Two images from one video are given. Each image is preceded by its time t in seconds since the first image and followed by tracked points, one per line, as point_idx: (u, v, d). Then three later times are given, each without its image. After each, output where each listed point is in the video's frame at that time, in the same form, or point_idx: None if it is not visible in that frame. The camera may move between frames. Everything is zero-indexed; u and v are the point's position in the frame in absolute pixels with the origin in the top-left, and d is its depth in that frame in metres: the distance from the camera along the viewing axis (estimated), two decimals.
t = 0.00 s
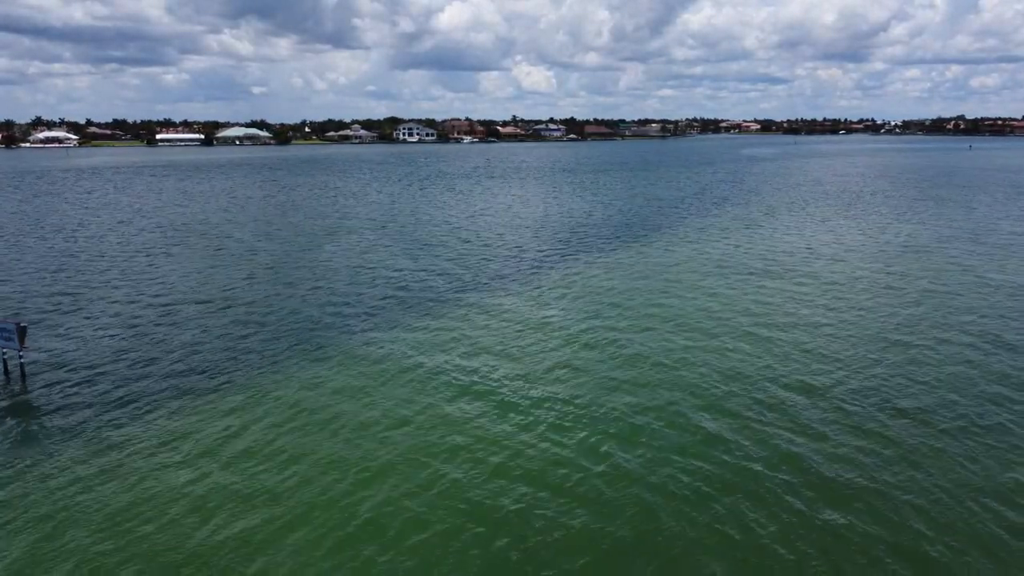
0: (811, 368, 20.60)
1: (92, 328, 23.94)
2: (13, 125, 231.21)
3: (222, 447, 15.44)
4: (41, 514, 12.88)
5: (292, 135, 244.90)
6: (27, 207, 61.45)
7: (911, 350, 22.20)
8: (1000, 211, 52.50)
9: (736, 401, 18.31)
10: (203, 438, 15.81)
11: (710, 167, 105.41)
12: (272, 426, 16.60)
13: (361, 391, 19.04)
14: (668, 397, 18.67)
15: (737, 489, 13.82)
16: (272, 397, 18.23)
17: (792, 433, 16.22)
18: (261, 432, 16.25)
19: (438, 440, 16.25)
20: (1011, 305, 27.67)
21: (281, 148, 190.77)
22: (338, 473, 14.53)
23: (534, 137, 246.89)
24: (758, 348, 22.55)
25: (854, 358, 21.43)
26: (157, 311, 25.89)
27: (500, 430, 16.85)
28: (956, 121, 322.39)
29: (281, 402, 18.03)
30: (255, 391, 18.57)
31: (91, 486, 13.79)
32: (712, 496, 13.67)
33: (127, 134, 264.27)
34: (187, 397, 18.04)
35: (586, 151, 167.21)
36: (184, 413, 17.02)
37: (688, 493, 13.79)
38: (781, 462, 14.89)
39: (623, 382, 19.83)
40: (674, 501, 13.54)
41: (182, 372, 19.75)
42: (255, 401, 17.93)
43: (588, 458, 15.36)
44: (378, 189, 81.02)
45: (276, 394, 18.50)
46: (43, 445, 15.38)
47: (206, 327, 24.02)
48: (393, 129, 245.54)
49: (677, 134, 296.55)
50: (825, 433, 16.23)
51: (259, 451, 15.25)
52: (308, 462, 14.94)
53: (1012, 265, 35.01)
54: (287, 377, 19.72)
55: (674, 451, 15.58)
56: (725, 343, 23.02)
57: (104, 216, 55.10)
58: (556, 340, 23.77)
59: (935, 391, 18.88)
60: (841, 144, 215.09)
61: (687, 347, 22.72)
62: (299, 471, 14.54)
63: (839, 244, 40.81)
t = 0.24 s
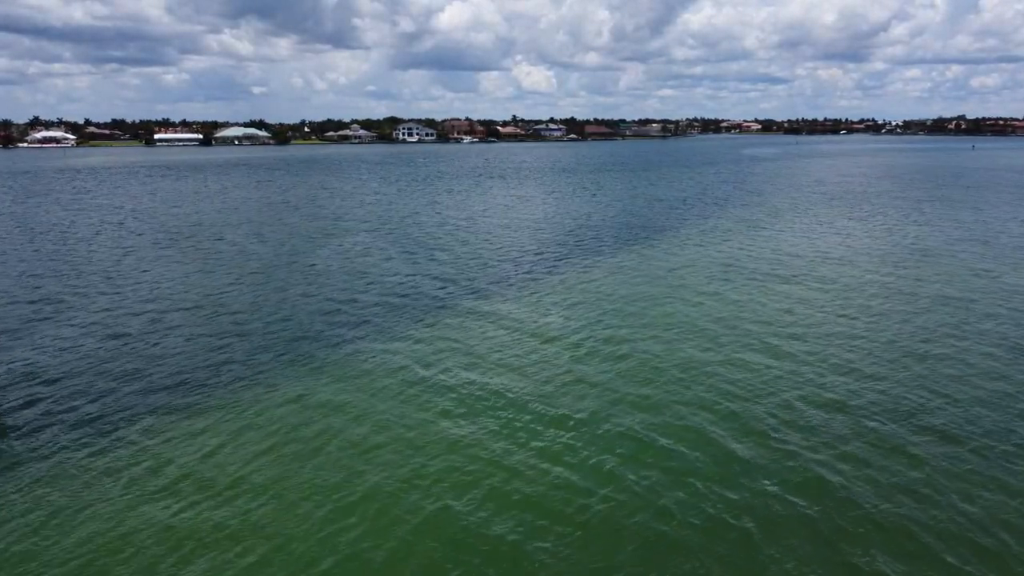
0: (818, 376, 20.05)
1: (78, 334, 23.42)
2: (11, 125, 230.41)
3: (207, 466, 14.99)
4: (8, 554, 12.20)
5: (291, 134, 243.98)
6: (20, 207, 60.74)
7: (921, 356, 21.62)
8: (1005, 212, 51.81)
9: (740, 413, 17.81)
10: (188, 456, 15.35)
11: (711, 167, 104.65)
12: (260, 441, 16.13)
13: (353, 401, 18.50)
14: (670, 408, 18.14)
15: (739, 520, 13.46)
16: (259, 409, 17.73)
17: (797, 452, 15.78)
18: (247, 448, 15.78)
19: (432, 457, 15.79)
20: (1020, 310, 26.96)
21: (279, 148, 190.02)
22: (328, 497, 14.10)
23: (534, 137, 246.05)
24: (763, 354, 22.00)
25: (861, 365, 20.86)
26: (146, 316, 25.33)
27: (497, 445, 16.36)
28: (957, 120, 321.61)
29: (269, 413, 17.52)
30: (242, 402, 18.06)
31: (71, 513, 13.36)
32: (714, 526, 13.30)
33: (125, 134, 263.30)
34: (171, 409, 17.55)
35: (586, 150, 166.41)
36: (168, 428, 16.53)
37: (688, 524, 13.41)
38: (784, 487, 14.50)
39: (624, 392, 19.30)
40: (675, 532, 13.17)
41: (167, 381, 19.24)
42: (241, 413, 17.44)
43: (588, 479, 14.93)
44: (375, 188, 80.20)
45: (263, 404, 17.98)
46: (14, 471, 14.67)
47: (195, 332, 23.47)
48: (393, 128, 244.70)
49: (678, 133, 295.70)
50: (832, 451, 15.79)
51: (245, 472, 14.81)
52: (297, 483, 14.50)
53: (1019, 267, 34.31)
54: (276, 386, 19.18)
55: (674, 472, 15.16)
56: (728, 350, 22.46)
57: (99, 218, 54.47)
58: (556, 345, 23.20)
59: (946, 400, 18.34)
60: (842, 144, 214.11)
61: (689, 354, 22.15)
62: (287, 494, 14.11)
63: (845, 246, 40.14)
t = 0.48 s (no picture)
0: (827, 385, 19.30)
1: (61, 342, 22.68)
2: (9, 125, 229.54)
3: (185, 484, 14.24)
4: None
5: (290, 134, 243.19)
6: (13, 209, 59.97)
7: (933, 364, 20.87)
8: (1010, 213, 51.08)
9: (746, 426, 17.06)
10: (165, 474, 14.59)
11: (711, 167, 103.90)
12: (241, 456, 15.37)
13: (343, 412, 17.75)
14: (674, 420, 17.40)
15: (748, 542, 12.72)
16: (242, 421, 16.96)
17: (807, 468, 15.04)
18: (228, 464, 15.03)
19: (424, 473, 15.04)
20: None
21: (278, 147, 189.38)
22: (313, 518, 13.37)
23: (533, 137, 245.27)
24: (768, 362, 21.25)
25: (871, 374, 20.11)
26: (131, 322, 24.59)
27: (493, 460, 15.60)
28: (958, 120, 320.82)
29: (252, 426, 16.76)
30: (225, 413, 17.31)
31: (38, 539, 12.61)
32: (721, 550, 12.55)
33: (124, 134, 262.41)
34: (150, 422, 16.78)
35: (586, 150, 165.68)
36: (145, 443, 15.78)
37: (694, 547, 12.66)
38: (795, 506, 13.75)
39: (625, 402, 18.55)
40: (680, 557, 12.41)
41: (148, 392, 18.49)
42: (223, 426, 16.69)
43: (588, 497, 14.18)
44: (372, 189, 79.40)
45: (247, 416, 17.22)
46: None
47: (180, 339, 22.72)
48: (392, 128, 243.85)
49: (678, 133, 294.85)
50: (844, 466, 15.05)
51: (226, 491, 14.06)
52: (281, 503, 13.76)
53: None
54: (261, 396, 18.42)
55: (679, 489, 14.42)
56: (733, 357, 21.71)
57: (91, 220, 53.73)
58: (555, 352, 22.45)
59: (962, 411, 17.59)
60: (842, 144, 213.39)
61: (692, 362, 21.40)
62: (270, 515, 13.37)
63: (850, 248, 39.35)
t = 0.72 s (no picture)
0: (840, 400, 18.52)
1: (43, 352, 21.78)
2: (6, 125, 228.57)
3: (165, 510, 13.37)
4: None
5: (288, 134, 242.28)
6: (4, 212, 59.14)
7: (949, 375, 20.07)
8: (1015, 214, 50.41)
9: (759, 444, 16.25)
10: (146, 496, 13.81)
11: (712, 168, 103.15)
12: (228, 476, 14.58)
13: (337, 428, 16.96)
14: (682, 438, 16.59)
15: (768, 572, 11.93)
16: (228, 439, 16.15)
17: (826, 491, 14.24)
18: (213, 485, 14.23)
19: (421, 494, 14.24)
20: None
21: (276, 148, 188.59)
22: (300, 545, 12.56)
23: (533, 137, 244.55)
24: (778, 374, 20.44)
25: (887, 388, 19.33)
26: (117, 331, 23.79)
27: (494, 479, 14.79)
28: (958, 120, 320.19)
29: (240, 443, 16.00)
30: (212, 430, 16.54)
31: (10, 569, 11.83)
32: None
33: (122, 134, 261.46)
34: (133, 441, 16.01)
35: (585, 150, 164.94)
36: (127, 464, 15.00)
37: None
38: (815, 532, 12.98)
39: (631, 418, 17.76)
40: None
41: (131, 407, 17.71)
42: (210, 444, 15.89)
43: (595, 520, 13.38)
44: (369, 190, 78.58)
45: (234, 432, 16.45)
46: None
47: (167, 349, 21.93)
48: (391, 128, 243.04)
49: (678, 133, 294.03)
50: (863, 488, 14.23)
51: (210, 516, 13.22)
52: (268, 530, 12.94)
53: None
54: (249, 411, 17.64)
55: (692, 513, 13.63)
56: (741, 369, 20.91)
57: (84, 222, 52.88)
58: (557, 363, 21.65)
59: (984, 428, 16.81)
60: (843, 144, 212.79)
61: (700, 373, 20.59)
62: (256, 543, 12.54)
63: (856, 250, 38.60)
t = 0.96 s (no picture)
0: (850, 416, 17.86)
1: (24, 366, 21.05)
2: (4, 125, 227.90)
3: (146, 549, 12.73)
4: None
5: (288, 134, 241.57)
6: None
7: (959, 387, 19.43)
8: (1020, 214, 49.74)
9: (765, 465, 15.61)
10: (126, 528, 13.28)
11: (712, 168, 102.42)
12: (211, 505, 14.02)
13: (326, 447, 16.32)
14: (686, 459, 15.95)
15: None
16: (213, 463, 15.59)
17: (836, 519, 13.63)
18: (196, 515, 13.67)
19: (413, 522, 13.63)
20: None
21: (275, 147, 187.84)
22: None
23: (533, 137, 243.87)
24: (784, 386, 19.74)
25: (899, 401, 18.63)
26: (103, 340, 23.18)
27: (490, 504, 14.17)
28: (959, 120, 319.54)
29: (225, 467, 15.42)
30: (196, 453, 15.96)
31: None
32: None
33: (121, 134, 260.76)
34: (114, 465, 15.45)
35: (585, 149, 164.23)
36: (107, 492, 14.46)
37: None
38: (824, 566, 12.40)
39: (632, 435, 17.10)
40: None
41: (114, 426, 17.15)
42: (194, 469, 15.34)
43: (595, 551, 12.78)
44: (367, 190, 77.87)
45: (220, 454, 15.88)
46: None
47: (153, 360, 21.33)
48: (391, 128, 242.36)
49: (678, 132, 293.31)
50: (871, 515, 13.62)
51: (191, 555, 12.59)
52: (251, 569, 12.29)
53: None
54: (236, 430, 17.06)
55: (696, 544, 13.02)
56: (746, 380, 20.21)
57: (77, 225, 52.28)
58: (556, 372, 20.93)
59: (1001, 448, 16.14)
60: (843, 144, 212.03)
61: (704, 385, 19.89)
62: None
63: (863, 252, 37.82)
